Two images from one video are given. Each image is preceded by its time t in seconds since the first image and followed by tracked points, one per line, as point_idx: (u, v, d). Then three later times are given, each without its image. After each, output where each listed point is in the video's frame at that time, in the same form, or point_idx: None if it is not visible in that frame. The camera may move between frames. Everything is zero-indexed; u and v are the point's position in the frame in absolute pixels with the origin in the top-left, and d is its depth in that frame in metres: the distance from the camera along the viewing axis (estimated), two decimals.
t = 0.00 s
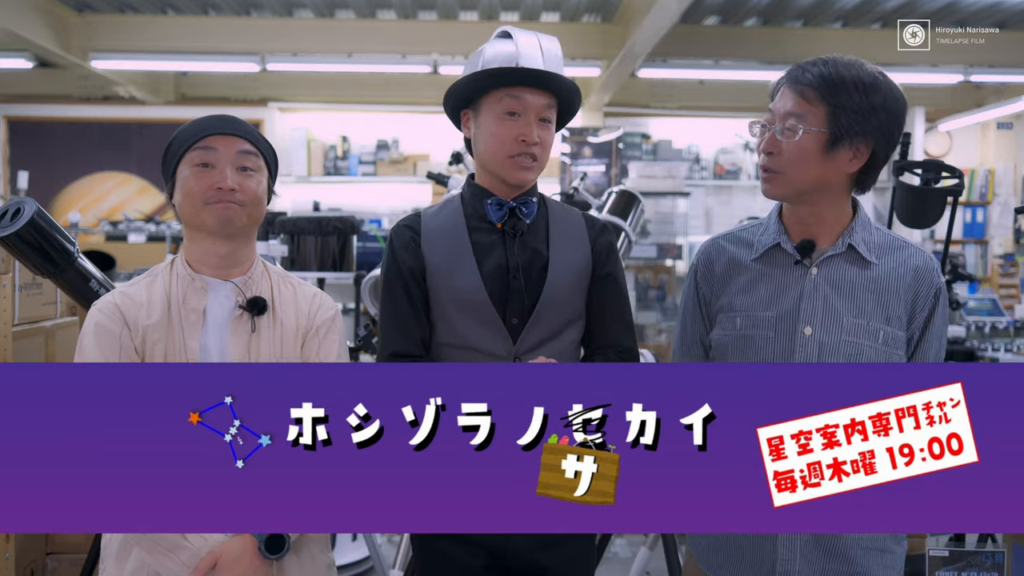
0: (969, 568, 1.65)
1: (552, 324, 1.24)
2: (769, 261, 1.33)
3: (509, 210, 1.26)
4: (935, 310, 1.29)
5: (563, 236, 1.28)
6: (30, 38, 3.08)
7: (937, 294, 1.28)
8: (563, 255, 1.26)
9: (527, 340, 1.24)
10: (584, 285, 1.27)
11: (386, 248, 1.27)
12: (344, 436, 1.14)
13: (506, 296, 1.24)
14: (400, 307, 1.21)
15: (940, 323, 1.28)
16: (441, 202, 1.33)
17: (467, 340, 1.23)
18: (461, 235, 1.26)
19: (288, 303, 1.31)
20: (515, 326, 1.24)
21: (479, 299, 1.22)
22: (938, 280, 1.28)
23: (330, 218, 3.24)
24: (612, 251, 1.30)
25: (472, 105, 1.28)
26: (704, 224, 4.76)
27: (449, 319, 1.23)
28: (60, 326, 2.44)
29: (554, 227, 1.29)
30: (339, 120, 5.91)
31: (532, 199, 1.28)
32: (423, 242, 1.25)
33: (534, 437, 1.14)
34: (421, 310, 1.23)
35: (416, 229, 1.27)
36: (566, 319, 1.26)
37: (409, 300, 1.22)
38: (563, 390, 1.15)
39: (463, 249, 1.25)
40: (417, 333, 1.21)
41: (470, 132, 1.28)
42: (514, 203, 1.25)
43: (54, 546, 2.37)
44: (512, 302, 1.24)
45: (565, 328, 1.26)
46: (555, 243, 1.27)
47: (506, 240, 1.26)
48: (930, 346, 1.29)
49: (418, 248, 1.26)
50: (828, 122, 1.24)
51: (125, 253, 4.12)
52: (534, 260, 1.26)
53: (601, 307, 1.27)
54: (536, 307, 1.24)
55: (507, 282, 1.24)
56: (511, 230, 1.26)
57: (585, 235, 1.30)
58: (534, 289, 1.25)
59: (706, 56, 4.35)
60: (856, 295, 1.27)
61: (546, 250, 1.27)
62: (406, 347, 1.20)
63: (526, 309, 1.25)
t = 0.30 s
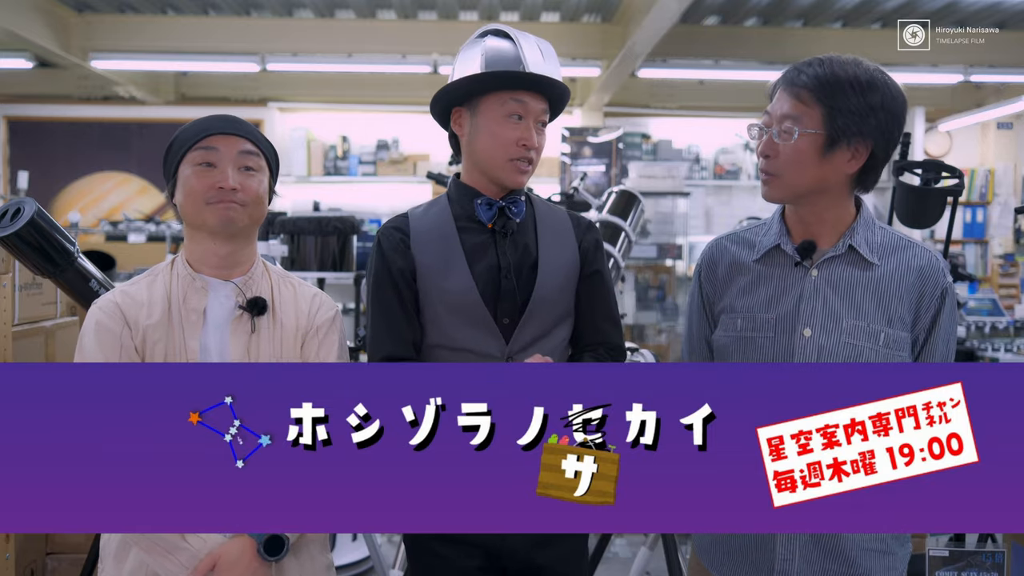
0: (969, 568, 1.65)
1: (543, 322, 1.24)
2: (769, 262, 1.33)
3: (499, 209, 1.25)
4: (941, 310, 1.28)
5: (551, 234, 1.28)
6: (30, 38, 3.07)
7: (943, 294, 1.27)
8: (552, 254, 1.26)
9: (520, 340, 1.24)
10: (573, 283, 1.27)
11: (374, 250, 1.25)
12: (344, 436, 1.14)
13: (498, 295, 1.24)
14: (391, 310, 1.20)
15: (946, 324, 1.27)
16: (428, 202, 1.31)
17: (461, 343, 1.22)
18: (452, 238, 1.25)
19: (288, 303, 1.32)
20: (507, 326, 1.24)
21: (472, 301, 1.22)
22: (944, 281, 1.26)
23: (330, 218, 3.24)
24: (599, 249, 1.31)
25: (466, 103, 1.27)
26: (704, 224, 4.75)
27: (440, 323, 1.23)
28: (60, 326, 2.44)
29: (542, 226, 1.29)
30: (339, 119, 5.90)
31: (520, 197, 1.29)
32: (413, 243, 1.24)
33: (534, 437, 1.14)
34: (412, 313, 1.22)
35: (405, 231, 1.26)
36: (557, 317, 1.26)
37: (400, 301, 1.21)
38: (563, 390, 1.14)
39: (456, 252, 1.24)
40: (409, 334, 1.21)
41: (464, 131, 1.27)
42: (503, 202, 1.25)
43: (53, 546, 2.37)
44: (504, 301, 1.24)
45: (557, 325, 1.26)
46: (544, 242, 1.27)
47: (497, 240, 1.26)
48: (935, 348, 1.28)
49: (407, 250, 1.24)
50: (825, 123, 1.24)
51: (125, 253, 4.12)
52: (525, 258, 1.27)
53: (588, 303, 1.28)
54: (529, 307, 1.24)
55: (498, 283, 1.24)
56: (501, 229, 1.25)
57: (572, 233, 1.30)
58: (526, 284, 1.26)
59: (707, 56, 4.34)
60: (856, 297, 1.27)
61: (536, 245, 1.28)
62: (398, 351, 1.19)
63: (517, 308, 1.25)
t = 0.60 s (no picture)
0: (969, 568, 1.64)
1: (540, 324, 1.24)
2: (771, 260, 1.33)
3: (498, 215, 1.26)
4: (944, 302, 1.28)
5: (548, 235, 1.28)
6: (30, 38, 3.06)
7: (944, 287, 1.27)
8: (552, 255, 1.26)
9: (517, 341, 1.24)
10: (572, 286, 1.27)
11: (372, 251, 1.26)
12: (344, 436, 1.14)
13: (495, 296, 1.24)
14: (388, 312, 1.21)
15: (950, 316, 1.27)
16: (426, 203, 1.31)
17: (458, 344, 1.22)
18: (448, 241, 1.24)
19: (287, 304, 1.31)
20: (502, 327, 1.24)
21: (468, 304, 1.22)
22: (944, 273, 1.27)
23: (330, 218, 3.24)
24: (598, 252, 1.31)
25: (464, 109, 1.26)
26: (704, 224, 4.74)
27: (437, 325, 1.23)
28: (60, 327, 2.44)
29: (541, 228, 1.29)
30: (339, 119, 5.90)
31: (518, 203, 1.28)
32: (409, 245, 1.24)
33: (534, 437, 1.14)
34: (409, 315, 1.22)
35: (402, 232, 1.26)
36: (554, 320, 1.26)
37: (397, 304, 1.21)
38: (562, 391, 1.14)
39: (452, 253, 1.24)
40: (406, 336, 1.21)
41: (463, 138, 1.27)
42: (502, 208, 1.26)
43: (54, 546, 2.37)
44: (502, 302, 1.24)
45: (556, 327, 1.26)
46: (542, 242, 1.27)
47: (495, 245, 1.26)
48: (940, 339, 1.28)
49: (404, 250, 1.24)
50: (842, 114, 1.24)
51: (125, 253, 4.12)
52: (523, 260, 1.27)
53: (587, 305, 1.28)
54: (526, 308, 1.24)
55: (496, 284, 1.24)
56: (499, 235, 1.26)
57: (571, 235, 1.30)
58: (524, 287, 1.26)
59: (707, 56, 4.33)
60: (859, 291, 1.27)
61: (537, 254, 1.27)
62: (395, 353, 1.20)
63: (515, 309, 1.25)
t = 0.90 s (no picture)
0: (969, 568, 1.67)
1: (541, 325, 1.24)
2: (782, 261, 1.35)
3: (497, 209, 1.26)
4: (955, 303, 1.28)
5: (549, 235, 1.28)
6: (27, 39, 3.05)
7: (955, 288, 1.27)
8: (550, 253, 1.26)
9: (517, 342, 1.23)
10: (575, 284, 1.27)
11: (372, 252, 1.25)
12: (344, 436, 1.14)
13: (495, 295, 1.25)
14: (388, 314, 1.20)
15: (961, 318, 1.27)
16: (427, 203, 1.31)
17: (457, 346, 1.22)
18: (449, 239, 1.25)
19: (287, 303, 1.32)
20: (504, 328, 1.24)
21: (466, 304, 1.22)
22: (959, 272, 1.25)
23: (330, 218, 3.24)
24: (601, 248, 1.30)
25: (466, 97, 1.27)
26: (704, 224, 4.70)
27: (436, 325, 1.23)
28: (60, 326, 2.45)
29: (543, 229, 1.29)
30: (339, 119, 5.90)
31: (519, 196, 1.29)
32: (409, 245, 1.24)
33: (534, 437, 1.14)
34: (409, 315, 1.22)
35: (402, 232, 1.26)
36: (555, 320, 1.25)
37: (397, 305, 1.21)
38: (562, 390, 1.14)
39: (452, 253, 1.24)
40: (406, 337, 1.21)
41: (464, 126, 1.28)
42: (501, 202, 1.25)
43: (53, 546, 2.37)
44: (502, 302, 1.24)
45: (557, 326, 1.26)
46: (544, 241, 1.27)
47: (495, 240, 1.26)
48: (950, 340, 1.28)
49: (404, 251, 1.24)
50: (831, 128, 1.24)
51: (125, 253, 4.13)
52: (523, 259, 1.26)
53: (590, 305, 1.27)
54: (525, 308, 1.24)
55: (497, 284, 1.24)
56: (499, 229, 1.26)
57: (574, 232, 1.30)
58: (524, 287, 1.25)
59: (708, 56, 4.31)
60: (869, 291, 1.28)
61: (534, 246, 1.28)
62: (396, 353, 1.19)
63: (515, 309, 1.25)
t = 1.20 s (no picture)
0: (969, 568, 1.67)
1: (547, 326, 1.24)
2: (788, 269, 1.36)
3: (501, 210, 1.25)
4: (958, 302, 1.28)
5: (554, 236, 1.28)
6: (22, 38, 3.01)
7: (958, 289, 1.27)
8: (554, 255, 1.26)
9: (521, 343, 1.23)
10: (580, 284, 1.27)
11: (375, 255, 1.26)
12: (344, 436, 1.14)
13: (499, 296, 1.24)
14: (388, 318, 1.21)
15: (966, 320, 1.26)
16: (430, 206, 1.32)
17: (459, 347, 1.22)
18: (452, 240, 1.25)
19: (287, 301, 1.32)
20: (509, 329, 1.24)
21: (468, 305, 1.22)
22: (956, 270, 1.25)
23: (330, 218, 3.24)
24: (606, 248, 1.31)
25: (469, 98, 1.27)
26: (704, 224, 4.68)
27: (439, 325, 1.23)
28: (60, 327, 2.44)
29: (547, 229, 1.29)
30: (338, 119, 5.89)
31: (524, 196, 1.28)
32: (412, 248, 1.24)
33: (534, 437, 1.14)
34: (410, 319, 1.23)
35: (405, 235, 1.26)
36: (561, 320, 1.25)
37: (399, 309, 1.22)
38: (562, 390, 1.14)
39: (454, 255, 1.24)
40: (408, 339, 1.22)
41: (467, 128, 1.27)
42: (506, 202, 1.25)
43: (54, 546, 2.37)
44: (506, 302, 1.24)
45: (561, 327, 1.26)
46: (549, 242, 1.27)
47: (498, 241, 1.26)
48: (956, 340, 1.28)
49: (406, 253, 1.25)
50: (835, 143, 1.25)
51: (125, 253, 4.14)
52: (527, 260, 1.26)
53: (596, 305, 1.27)
54: (528, 311, 1.23)
55: (501, 284, 1.24)
56: (502, 231, 1.26)
57: (578, 232, 1.30)
58: (528, 288, 1.25)
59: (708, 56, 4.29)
60: (872, 299, 1.29)
61: (539, 247, 1.27)
62: (397, 357, 1.21)
63: (519, 309, 1.24)
